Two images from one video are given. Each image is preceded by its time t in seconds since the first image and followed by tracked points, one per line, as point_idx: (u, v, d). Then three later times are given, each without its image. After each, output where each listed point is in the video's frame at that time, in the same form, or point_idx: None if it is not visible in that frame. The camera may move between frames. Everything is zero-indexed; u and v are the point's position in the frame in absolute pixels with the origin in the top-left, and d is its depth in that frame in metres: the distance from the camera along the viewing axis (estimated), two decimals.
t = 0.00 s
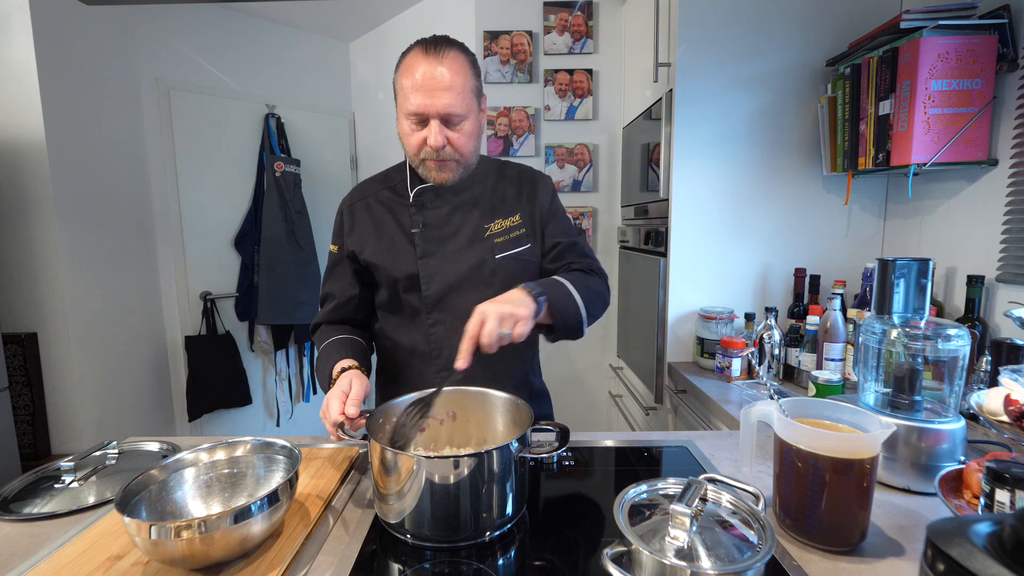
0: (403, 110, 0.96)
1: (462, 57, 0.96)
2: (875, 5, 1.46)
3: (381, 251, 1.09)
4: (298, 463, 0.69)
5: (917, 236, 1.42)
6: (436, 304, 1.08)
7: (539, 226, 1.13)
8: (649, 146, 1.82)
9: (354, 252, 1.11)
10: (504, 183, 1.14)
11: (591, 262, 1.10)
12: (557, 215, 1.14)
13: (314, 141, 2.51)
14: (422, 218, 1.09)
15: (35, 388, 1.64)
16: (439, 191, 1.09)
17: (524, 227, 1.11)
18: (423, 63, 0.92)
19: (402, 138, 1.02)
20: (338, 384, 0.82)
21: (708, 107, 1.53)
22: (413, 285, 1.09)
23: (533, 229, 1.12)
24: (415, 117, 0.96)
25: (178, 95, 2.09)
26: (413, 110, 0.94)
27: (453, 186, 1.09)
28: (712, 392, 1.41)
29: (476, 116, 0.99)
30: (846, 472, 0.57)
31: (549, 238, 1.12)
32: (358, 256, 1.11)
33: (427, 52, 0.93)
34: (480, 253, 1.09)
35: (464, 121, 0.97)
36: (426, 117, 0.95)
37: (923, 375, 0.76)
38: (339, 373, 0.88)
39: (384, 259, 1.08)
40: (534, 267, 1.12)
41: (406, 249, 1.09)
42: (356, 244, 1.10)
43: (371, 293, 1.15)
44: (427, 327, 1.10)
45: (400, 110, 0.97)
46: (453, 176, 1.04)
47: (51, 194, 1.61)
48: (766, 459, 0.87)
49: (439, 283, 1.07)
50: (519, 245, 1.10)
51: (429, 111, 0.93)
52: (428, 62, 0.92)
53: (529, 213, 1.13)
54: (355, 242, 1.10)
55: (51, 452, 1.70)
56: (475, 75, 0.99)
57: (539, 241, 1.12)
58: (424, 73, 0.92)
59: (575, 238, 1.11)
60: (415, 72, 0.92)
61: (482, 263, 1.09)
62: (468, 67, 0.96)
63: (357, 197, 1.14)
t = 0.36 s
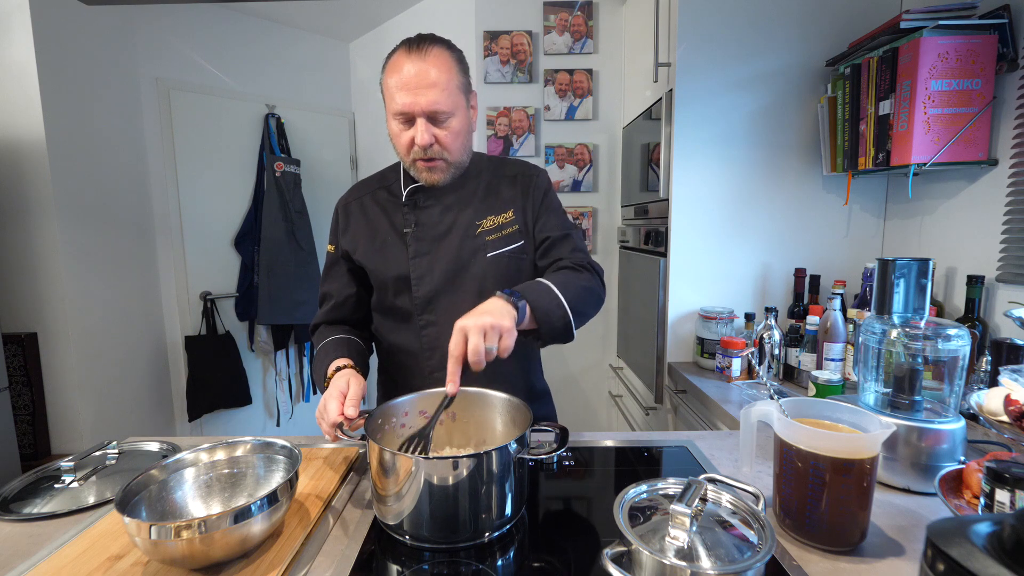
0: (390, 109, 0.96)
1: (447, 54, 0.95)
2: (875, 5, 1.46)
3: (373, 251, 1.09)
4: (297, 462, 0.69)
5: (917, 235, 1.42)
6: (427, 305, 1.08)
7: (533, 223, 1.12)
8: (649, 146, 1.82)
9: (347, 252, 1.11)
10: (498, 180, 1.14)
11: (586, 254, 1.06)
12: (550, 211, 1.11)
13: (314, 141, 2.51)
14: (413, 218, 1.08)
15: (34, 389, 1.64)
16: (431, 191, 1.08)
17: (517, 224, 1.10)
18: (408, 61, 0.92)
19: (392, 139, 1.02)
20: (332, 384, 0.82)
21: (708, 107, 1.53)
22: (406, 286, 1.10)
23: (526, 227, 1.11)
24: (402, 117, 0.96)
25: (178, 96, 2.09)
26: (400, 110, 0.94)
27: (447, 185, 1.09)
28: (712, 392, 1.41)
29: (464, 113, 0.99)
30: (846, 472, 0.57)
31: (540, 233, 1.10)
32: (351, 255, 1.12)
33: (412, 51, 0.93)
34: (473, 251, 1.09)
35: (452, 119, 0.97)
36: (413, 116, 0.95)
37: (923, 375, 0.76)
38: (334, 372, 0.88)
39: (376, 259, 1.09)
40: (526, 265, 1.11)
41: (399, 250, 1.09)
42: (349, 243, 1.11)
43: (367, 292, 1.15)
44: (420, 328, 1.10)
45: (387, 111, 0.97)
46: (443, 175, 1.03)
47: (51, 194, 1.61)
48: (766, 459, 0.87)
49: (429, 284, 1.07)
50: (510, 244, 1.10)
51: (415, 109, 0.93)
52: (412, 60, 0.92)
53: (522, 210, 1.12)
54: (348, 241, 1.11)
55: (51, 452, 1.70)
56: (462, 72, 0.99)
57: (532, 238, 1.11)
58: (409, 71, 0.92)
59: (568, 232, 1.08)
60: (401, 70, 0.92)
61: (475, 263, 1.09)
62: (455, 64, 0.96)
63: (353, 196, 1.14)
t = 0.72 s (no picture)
0: (386, 108, 0.96)
1: (440, 51, 0.95)
2: (875, 5, 1.46)
3: (373, 251, 1.09)
4: (297, 463, 0.69)
5: (918, 235, 1.42)
6: (428, 305, 1.08)
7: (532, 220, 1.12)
8: (649, 146, 1.82)
9: (345, 252, 1.11)
10: (496, 178, 1.14)
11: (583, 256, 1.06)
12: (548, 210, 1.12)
13: (314, 141, 2.51)
14: (413, 217, 1.08)
15: (35, 388, 1.64)
16: (430, 190, 1.09)
17: (516, 222, 1.10)
18: (402, 59, 0.92)
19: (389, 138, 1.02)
20: (331, 383, 0.82)
21: (708, 107, 1.53)
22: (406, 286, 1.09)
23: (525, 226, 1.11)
24: (398, 115, 0.96)
25: (178, 96, 2.09)
26: (395, 108, 0.94)
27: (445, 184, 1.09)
28: (712, 392, 1.40)
29: (459, 111, 0.98)
30: (846, 472, 0.57)
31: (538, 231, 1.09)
32: (349, 256, 1.12)
33: (406, 49, 0.93)
34: (473, 250, 1.09)
35: (447, 116, 0.96)
36: (409, 114, 0.94)
37: (923, 375, 0.76)
38: (332, 372, 0.88)
39: (376, 260, 1.09)
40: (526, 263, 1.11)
41: (398, 249, 1.09)
42: (348, 245, 1.11)
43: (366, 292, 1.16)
44: (420, 328, 1.10)
45: (383, 110, 0.97)
46: (441, 173, 1.03)
47: (51, 194, 1.61)
48: (766, 459, 0.87)
49: (430, 283, 1.07)
50: (510, 242, 1.10)
51: (410, 107, 0.93)
52: (407, 58, 0.92)
53: (521, 208, 1.12)
54: (347, 242, 1.11)
55: (51, 452, 1.70)
56: (457, 69, 0.99)
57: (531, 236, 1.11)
58: (404, 69, 0.92)
59: (567, 231, 1.08)
60: (396, 68, 0.92)
61: (475, 262, 1.09)
62: (449, 61, 0.96)
63: (351, 198, 1.14)
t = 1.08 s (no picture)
0: (383, 110, 0.96)
1: (437, 52, 0.95)
2: (875, 4, 1.46)
3: (373, 254, 1.09)
4: (297, 462, 0.69)
5: (917, 235, 1.42)
6: (430, 307, 1.08)
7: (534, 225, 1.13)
8: (649, 146, 1.82)
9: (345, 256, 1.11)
10: (497, 180, 1.14)
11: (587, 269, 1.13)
12: (549, 217, 1.15)
13: (314, 141, 2.51)
14: (412, 219, 1.08)
15: (35, 388, 1.64)
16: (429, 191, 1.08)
17: (519, 226, 1.11)
18: (398, 59, 0.92)
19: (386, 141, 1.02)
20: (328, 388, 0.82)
21: (708, 108, 1.53)
22: (408, 288, 1.10)
23: (526, 228, 1.12)
24: (395, 117, 0.96)
25: (178, 96, 2.09)
26: (392, 109, 0.94)
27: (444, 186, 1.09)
28: (712, 392, 1.40)
29: (456, 111, 0.99)
30: (846, 472, 0.57)
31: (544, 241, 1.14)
32: (349, 261, 1.11)
33: (401, 49, 0.93)
34: (475, 253, 1.09)
35: (445, 117, 0.96)
36: (406, 115, 0.94)
37: (923, 375, 0.76)
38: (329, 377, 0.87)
39: (377, 262, 1.08)
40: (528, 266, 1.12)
41: (398, 251, 1.09)
42: (348, 248, 1.10)
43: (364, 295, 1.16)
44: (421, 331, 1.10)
45: (380, 112, 0.97)
46: (439, 175, 1.03)
47: (52, 194, 1.61)
48: (766, 459, 0.87)
49: (433, 284, 1.08)
50: (513, 245, 1.11)
51: (408, 109, 0.93)
52: (403, 58, 0.92)
53: (523, 212, 1.12)
54: (347, 246, 1.11)
55: (51, 452, 1.70)
56: (454, 69, 0.99)
57: (533, 239, 1.12)
58: (400, 70, 0.92)
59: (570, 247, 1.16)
60: (392, 69, 0.92)
61: (477, 264, 1.09)
62: (445, 61, 0.96)
63: (350, 200, 1.14)
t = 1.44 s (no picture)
0: (398, 107, 0.95)
1: (453, 52, 0.96)
2: (875, 5, 1.46)
3: (380, 249, 1.08)
4: (298, 462, 0.69)
5: (917, 235, 1.42)
6: (437, 304, 1.08)
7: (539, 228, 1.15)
8: (649, 146, 1.82)
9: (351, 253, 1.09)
10: (503, 183, 1.16)
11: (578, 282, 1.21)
12: (552, 223, 1.19)
13: (314, 141, 2.51)
14: (420, 216, 1.09)
15: (35, 388, 1.64)
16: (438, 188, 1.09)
17: (524, 228, 1.13)
18: (416, 58, 0.92)
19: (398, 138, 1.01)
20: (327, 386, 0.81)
21: (708, 108, 1.53)
22: (414, 285, 1.09)
23: (532, 229, 1.14)
24: (411, 114, 0.96)
25: (178, 96, 2.09)
26: (408, 106, 0.94)
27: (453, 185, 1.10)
28: (712, 392, 1.41)
29: (471, 110, 0.99)
30: (846, 472, 0.57)
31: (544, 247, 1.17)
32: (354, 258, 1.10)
33: (419, 48, 0.93)
34: (482, 252, 1.10)
35: (460, 116, 0.97)
36: (422, 113, 0.95)
37: (923, 375, 0.76)
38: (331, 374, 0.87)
39: (385, 259, 1.08)
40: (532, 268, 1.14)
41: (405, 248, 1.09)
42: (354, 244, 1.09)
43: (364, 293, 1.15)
44: (427, 327, 1.10)
45: (394, 109, 0.97)
46: (451, 172, 1.03)
47: (52, 194, 1.61)
48: (766, 459, 0.87)
49: (440, 282, 1.08)
50: (519, 246, 1.12)
51: (424, 106, 0.93)
52: (420, 57, 0.92)
53: (528, 214, 1.15)
54: (353, 241, 1.10)
55: (51, 452, 1.70)
56: (468, 71, 0.99)
57: (538, 242, 1.14)
58: (418, 68, 0.92)
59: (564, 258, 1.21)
60: (410, 67, 0.92)
61: (484, 263, 1.10)
62: (462, 62, 0.97)
63: (355, 197, 1.14)
